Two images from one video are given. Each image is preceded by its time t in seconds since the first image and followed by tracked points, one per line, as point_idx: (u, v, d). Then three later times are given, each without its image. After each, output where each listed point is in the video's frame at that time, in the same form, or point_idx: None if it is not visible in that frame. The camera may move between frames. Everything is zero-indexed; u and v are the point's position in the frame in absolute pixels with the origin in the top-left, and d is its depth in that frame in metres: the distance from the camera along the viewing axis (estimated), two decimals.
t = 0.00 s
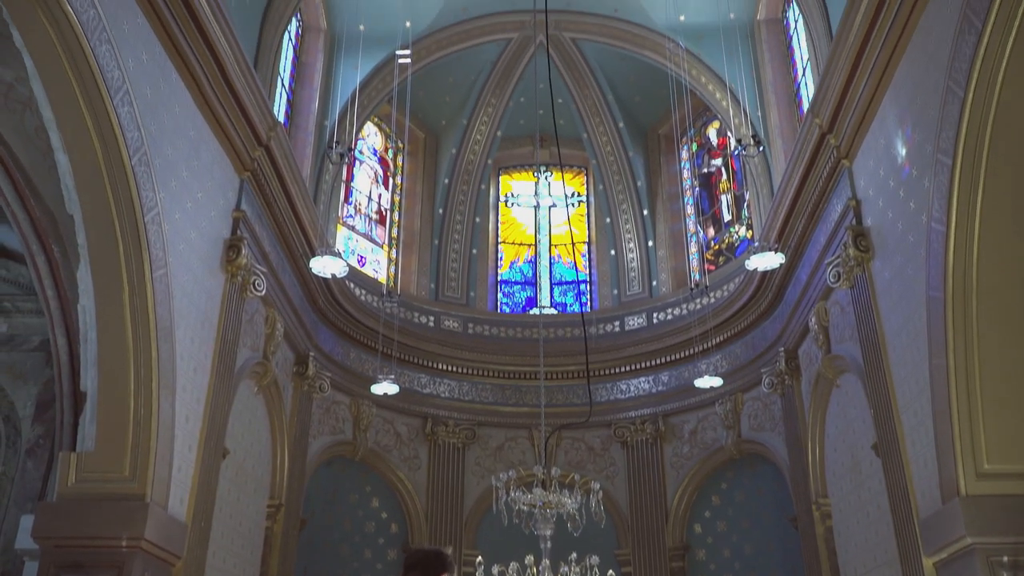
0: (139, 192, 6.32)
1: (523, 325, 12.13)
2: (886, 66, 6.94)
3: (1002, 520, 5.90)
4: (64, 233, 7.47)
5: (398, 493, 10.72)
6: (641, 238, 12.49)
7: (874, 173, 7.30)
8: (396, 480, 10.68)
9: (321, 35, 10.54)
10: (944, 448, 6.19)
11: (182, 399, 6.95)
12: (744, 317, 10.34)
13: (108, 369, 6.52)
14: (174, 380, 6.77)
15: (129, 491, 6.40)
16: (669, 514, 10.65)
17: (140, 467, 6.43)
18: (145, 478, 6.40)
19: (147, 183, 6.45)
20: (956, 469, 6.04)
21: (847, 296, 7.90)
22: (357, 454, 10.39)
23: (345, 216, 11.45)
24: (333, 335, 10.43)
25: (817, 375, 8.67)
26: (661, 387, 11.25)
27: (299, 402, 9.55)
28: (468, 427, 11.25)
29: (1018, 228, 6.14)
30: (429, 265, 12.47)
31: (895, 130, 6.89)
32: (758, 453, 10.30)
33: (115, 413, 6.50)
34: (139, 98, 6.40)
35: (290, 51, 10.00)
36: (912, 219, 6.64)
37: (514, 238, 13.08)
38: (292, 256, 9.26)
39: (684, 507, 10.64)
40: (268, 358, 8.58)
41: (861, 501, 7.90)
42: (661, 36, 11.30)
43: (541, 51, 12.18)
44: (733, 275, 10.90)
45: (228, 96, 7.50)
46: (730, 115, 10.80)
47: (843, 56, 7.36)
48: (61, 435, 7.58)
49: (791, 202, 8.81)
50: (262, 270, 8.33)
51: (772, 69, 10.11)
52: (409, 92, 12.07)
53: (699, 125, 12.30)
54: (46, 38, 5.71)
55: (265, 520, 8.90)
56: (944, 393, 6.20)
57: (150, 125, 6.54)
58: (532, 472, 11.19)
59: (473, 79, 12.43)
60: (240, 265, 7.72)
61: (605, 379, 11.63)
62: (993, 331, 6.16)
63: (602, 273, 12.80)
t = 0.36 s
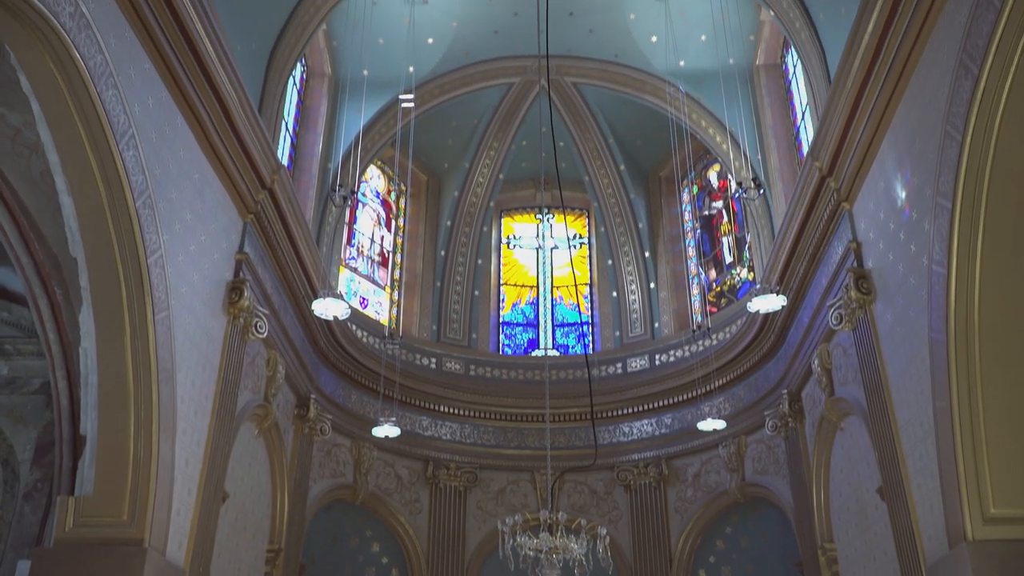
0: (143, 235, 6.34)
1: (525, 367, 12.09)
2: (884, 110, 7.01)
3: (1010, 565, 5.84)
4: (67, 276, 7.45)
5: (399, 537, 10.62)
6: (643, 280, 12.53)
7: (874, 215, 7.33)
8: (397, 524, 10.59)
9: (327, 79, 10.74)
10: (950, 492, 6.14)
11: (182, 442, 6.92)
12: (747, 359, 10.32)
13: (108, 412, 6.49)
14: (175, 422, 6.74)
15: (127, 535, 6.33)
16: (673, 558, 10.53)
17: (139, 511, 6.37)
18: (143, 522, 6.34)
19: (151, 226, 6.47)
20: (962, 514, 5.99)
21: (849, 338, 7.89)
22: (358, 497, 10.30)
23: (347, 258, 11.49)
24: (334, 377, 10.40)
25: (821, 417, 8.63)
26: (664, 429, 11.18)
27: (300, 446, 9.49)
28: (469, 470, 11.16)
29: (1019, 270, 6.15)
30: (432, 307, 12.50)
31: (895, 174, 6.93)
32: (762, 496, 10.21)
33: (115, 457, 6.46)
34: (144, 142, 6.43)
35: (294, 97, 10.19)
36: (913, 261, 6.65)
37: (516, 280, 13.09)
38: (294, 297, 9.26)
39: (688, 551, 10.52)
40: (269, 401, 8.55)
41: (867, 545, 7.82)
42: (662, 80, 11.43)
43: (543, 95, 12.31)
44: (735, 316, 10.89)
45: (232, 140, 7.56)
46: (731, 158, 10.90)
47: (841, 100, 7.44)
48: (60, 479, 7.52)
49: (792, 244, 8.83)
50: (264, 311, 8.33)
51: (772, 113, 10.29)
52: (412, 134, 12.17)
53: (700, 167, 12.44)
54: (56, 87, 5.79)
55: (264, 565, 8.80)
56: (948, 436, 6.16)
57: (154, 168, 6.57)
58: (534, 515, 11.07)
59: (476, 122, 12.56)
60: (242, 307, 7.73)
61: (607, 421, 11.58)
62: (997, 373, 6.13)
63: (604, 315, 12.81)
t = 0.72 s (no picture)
0: (143, 277, 6.35)
1: (525, 408, 12.04)
2: (881, 153, 7.07)
3: None
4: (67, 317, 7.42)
5: None
6: (643, 320, 12.56)
7: (873, 257, 7.35)
8: (395, 567, 10.46)
9: (327, 121, 10.87)
10: (954, 536, 6.09)
11: (179, 483, 6.86)
12: (747, 401, 10.28)
13: (105, 454, 6.44)
14: (173, 464, 6.69)
15: None
16: None
17: (134, 552, 6.29)
18: (139, 564, 6.26)
19: (151, 267, 6.48)
20: (967, 557, 5.93)
21: (850, 379, 7.87)
22: (356, 540, 10.20)
23: (347, 298, 11.51)
24: (333, 418, 10.37)
25: (822, 459, 8.59)
26: (665, 471, 11.10)
27: (298, 488, 9.42)
28: (469, 512, 11.06)
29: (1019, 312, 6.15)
30: (432, 347, 12.51)
31: (893, 216, 6.96)
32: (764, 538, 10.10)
33: (112, 499, 6.40)
34: (147, 183, 6.46)
35: (295, 140, 10.22)
36: (913, 302, 6.65)
37: (516, 320, 13.10)
38: (294, 338, 9.27)
39: None
40: (267, 442, 8.51)
41: None
42: (661, 123, 11.58)
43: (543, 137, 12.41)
44: (735, 357, 10.87)
45: (234, 182, 7.62)
46: (730, 200, 10.99)
47: (839, 143, 7.51)
48: (56, 520, 7.46)
49: (791, 285, 8.85)
50: (264, 352, 8.32)
51: (771, 154, 10.38)
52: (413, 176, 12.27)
53: (699, 209, 12.44)
54: (62, 134, 5.84)
55: None
56: (951, 479, 6.12)
57: (156, 209, 6.60)
58: (535, 559, 10.94)
59: (476, 164, 12.67)
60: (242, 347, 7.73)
61: (608, 463, 11.50)
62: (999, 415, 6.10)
63: (604, 356, 12.80)
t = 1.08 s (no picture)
0: (142, 315, 6.34)
1: (524, 445, 11.97)
2: (878, 192, 7.11)
3: None
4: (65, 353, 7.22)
5: None
6: (641, 357, 12.54)
7: (871, 293, 7.36)
8: None
9: (327, 159, 10.93)
10: None
11: (175, 522, 6.79)
12: (748, 437, 10.24)
13: (101, 492, 6.39)
14: (169, 503, 6.63)
15: None
16: None
17: None
18: None
19: (151, 304, 6.48)
20: None
21: (850, 417, 7.82)
22: None
23: (346, 334, 11.51)
24: (331, 455, 10.32)
25: (823, 497, 8.53)
26: (665, 509, 11.02)
27: (295, 527, 9.32)
28: (467, 550, 10.96)
29: (1017, 350, 6.15)
30: (430, 384, 12.47)
31: (890, 253, 6.97)
32: None
33: (107, 539, 6.33)
34: (146, 221, 6.46)
35: (295, 178, 10.28)
36: (912, 339, 6.64)
37: (515, 356, 13.09)
38: (292, 375, 9.25)
39: None
40: (264, 480, 8.45)
41: None
42: (658, 160, 11.66)
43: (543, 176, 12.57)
44: (735, 394, 10.84)
45: (234, 220, 7.65)
46: (728, 237, 11.03)
47: (835, 182, 7.55)
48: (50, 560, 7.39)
49: (790, 322, 8.85)
50: (262, 390, 8.29)
51: (767, 192, 10.44)
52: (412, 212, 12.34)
53: (698, 245, 12.56)
54: (62, 168, 5.80)
55: None
56: (954, 518, 6.07)
57: (156, 246, 6.60)
58: None
59: (475, 200, 12.75)
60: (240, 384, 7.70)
61: (608, 500, 11.43)
62: (1000, 453, 6.06)
63: (603, 392, 12.76)
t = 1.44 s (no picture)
0: (139, 345, 6.32)
1: (523, 475, 11.90)
2: (873, 224, 7.15)
3: None
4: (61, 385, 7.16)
5: None
6: (640, 388, 12.51)
7: (869, 324, 7.36)
8: None
9: (326, 190, 10.97)
10: None
11: (170, 553, 6.73)
12: (746, 468, 10.19)
13: (96, 524, 6.34)
14: (164, 534, 6.57)
15: None
16: None
17: None
18: None
19: (148, 334, 6.46)
20: None
21: (849, 448, 7.78)
22: None
23: (344, 364, 11.49)
24: (328, 487, 10.26)
25: (823, 528, 8.48)
26: (664, 540, 10.94)
27: (291, 558, 9.24)
28: None
29: (1015, 381, 6.15)
30: (428, 414, 12.43)
31: (887, 284, 6.99)
32: None
33: (101, 572, 6.27)
34: (145, 252, 6.46)
35: (294, 208, 10.32)
36: (909, 370, 6.64)
37: (513, 387, 13.07)
38: (289, 406, 9.23)
39: None
40: (260, 511, 8.40)
41: None
42: (655, 191, 11.70)
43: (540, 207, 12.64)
44: (733, 425, 10.79)
45: (233, 252, 7.68)
46: (725, 267, 11.06)
47: (831, 214, 7.59)
48: None
49: (788, 353, 8.86)
50: (259, 421, 8.25)
51: (764, 223, 10.47)
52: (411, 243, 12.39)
53: (695, 275, 12.60)
54: (61, 199, 5.81)
55: None
56: (954, 550, 6.03)
57: (154, 277, 6.60)
58: None
59: (473, 231, 12.79)
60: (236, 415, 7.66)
61: (607, 532, 11.35)
62: (999, 484, 6.04)
63: (601, 423, 12.72)
